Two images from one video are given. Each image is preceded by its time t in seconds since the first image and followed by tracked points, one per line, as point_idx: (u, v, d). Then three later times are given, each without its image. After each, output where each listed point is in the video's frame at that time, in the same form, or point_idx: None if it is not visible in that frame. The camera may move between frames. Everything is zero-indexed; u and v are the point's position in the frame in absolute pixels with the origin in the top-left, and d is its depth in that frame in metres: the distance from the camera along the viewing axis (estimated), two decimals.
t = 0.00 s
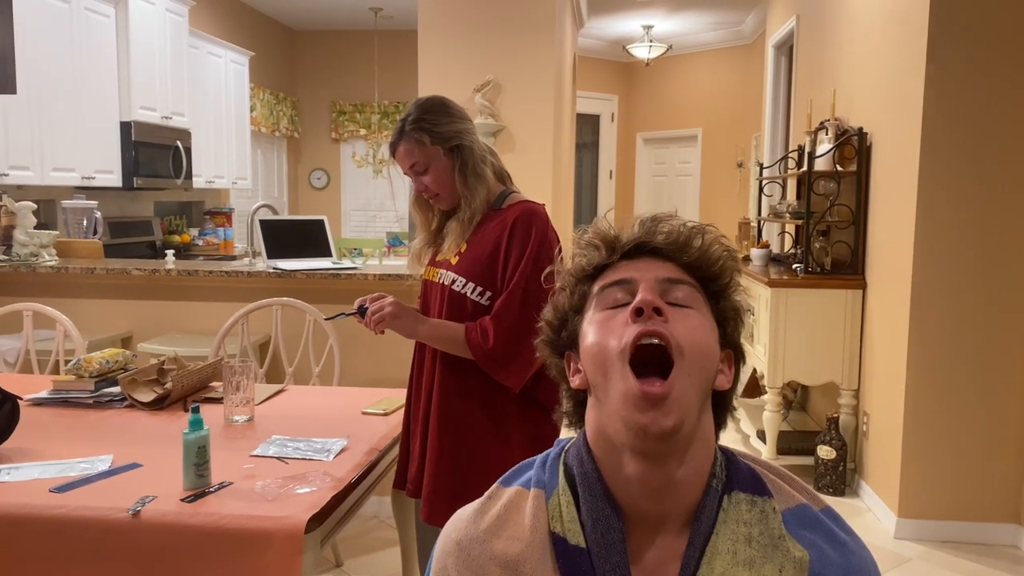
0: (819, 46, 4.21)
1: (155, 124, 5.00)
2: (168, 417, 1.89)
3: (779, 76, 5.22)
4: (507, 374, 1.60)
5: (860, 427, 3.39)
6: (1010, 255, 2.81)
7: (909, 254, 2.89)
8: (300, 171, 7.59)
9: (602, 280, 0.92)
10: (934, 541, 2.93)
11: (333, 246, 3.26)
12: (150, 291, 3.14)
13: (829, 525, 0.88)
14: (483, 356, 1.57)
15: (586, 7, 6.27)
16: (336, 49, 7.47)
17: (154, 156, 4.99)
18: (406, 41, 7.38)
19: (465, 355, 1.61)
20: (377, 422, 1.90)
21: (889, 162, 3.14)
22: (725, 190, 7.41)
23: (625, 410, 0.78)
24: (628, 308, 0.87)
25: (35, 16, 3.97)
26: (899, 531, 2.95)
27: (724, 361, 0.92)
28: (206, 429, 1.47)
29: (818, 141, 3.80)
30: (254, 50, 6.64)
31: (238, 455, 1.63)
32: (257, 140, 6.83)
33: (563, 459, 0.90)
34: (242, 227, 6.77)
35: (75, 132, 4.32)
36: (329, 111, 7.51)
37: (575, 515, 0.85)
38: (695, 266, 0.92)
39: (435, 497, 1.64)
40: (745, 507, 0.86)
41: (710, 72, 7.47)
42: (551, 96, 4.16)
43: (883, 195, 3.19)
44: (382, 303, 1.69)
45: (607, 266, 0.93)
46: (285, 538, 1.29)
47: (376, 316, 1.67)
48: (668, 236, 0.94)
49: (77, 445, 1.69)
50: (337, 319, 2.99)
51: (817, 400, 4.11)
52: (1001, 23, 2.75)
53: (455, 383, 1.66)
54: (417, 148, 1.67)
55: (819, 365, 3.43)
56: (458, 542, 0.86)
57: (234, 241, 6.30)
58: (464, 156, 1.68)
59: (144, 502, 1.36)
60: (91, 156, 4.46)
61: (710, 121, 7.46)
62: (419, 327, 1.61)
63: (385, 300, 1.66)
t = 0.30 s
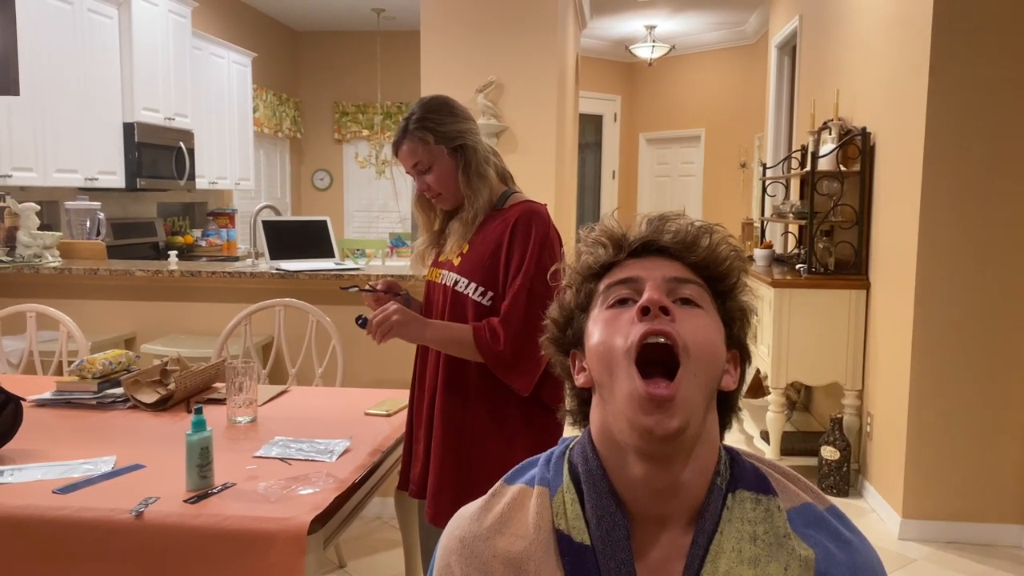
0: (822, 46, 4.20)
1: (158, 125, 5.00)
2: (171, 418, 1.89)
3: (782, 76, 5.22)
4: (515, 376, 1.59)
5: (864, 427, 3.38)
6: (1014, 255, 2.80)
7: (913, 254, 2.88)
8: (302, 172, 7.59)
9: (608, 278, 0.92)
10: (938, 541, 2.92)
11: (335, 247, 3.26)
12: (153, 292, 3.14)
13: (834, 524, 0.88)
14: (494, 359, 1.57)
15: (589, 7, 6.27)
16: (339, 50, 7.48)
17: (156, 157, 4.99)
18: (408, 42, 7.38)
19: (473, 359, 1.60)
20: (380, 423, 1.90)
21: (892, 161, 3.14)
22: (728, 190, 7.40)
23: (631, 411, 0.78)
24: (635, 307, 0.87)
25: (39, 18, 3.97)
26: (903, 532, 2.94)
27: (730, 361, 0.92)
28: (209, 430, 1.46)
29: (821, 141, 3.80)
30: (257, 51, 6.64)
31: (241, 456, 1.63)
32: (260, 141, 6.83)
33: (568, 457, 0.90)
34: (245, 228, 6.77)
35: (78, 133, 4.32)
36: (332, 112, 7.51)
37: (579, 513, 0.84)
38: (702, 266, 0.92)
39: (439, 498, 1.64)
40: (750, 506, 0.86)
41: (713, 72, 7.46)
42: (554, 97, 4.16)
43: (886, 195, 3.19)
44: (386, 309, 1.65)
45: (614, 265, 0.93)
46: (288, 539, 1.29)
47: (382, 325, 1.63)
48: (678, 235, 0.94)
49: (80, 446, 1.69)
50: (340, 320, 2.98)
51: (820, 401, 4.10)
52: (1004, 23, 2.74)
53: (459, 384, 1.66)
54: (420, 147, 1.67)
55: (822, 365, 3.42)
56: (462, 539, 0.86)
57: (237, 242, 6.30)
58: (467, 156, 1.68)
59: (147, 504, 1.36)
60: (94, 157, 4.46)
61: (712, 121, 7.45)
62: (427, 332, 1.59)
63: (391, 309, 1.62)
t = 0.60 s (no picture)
0: (824, 44, 4.19)
1: (159, 124, 5.00)
2: (173, 417, 1.89)
3: (784, 75, 5.21)
4: (518, 374, 1.59)
5: (866, 426, 3.38)
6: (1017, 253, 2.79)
7: (916, 252, 2.87)
8: (304, 172, 7.58)
9: (611, 276, 0.91)
10: (941, 540, 2.92)
11: (338, 246, 3.25)
12: (155, 291, 3.14)
13: (838, 524, 0.87)
14: (492, 354, 1.57)
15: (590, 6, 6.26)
16: (340, 50, 7.47)
17: (158, 156, 4.99)
18: (409, 41, 7.37)
19: (475, 355, 1.60)
20: (382, 422, 1.90)
21: (895, 160, 3.13)
22: (730, 189, 7.39)
23: (634, 410, 0.78)
24: (638, 304, 0.86)
25: (40, 18, 3.98)
26: (906, 530, 2.93)
27: (733, 359, 0.92)
28: (211, 429, 1.46)
29: (824, 139, 3.79)
30: (258, 50, 6.64)
31: (243, 455, 1.63)
32: (261, 140, 6.83)
33: (570, 457, 0.89)
34: (246, 228, 6.77)
35: (80, 133, 4.32)
36: (333, 111, 7.51)
37: (582, 513, 0.84)
38: (706, 263, 0.92)
39: (441, 496, 1.64)
40: (754, 506, 0.85)
41: (714, 71, 7.46)
42: (555, 95, 4.15)
43: (889, 193, 3.18)
44: (392, 294, 1.65)
45: (618, 262, 0.93)
46: (290, 537, 1.29)
47: (386, 310, 1.64)
48: (681, 231, 0.93)
49: (82, 445, 1.69)
50: (342, 319, 2.98)
51: (823, 399, 4.09)
52: (1007, 21, 2.73)
53: (462, 382, 1.66)
54: (424, 144, 1.66)
55: (825, 364, 3.41)
56: (464, 540, 0.86)
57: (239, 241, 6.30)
58: (471, 154, 1.68)
59: (149, 502, 1.36)
60: (95, 156, 4.46)
61: (714, 120, 7.44)
62: (430, 324, 1.59)
63: (395, 295, 1.62)
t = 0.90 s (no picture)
0: (826, 43, 4.18)
1: (160, 123, 5.00)
2: (175, 417, 1.89)
3: (785, 73, 5.20)
4: (520, 373, 1.59)
5: (868, 425, 3.38)
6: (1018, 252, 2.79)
7: (917, 250, 2.87)
8: (304, 171, 7.58)
9: (609, 278, 0.91)
10: (942, 539, 2.91)
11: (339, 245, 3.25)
12: (156, 290, 3.14)
13: (839, 525, 0.87)
14: (495, 354, 1.57)
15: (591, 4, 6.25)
16: (341, 48, 7.47)
17: (159, 156, 4.99)
18: (410, 39, 7.37)
19: (478, 355, 1.60)
20: (383, 421, 1.90)
21: (896, 158, 3.13)
22: (732, 187, 7.39)
23: (635, 415, 0.77)
24: (637, 307, 0.86)
25: (41, 17, 3.98)
26: (907, 529, 2.93)
27: (733, 360, 0.92)
28: (212, 429, 1.46)
29: (825, 138, 3.78)
30: (258, 49, 6.63)
31: (245, 454, 1.63)
32: (262, 139, 6.83)
33: (571, 461, 0.89)
34: (247, 227, 6.77)
35: (81, 132, 4.32)
36: (334, 110, 7.50)
37: (582, 517, 0.84)
38: (705, 263, 0.91)
39: (443, 496, 1.64)
40: (756, 509, 0.85)
41: (715, 69, 7.45)
42: (557, 94, 4.15)
43: (891, 192, 3.18)
44: (395, 297, 1.66)
45: (617, 264, 0.92)
46: (292, 537, 1.29)
47: (389, 313, 1.64)
48: (680, 231, 0.93)
49: (84, 445, 1.69)
50: (343, 318, 2.98)
51: (824, 398, 4.09)
52: (1009, 18, 2.73)
53: (464, 384, 1.66)
54: (428, 144, 1.66)
55: (827, 363, 3.41)
56: (465, 544, 0.86)
57: (240, 240, 6.30)
58: (475, 153, 1.67)
59: (150, 502, 1.36)
60: (97, 155, 4.47)
61: (715, 118, 7.44)
62: (433, 326, 1.60)
63: (399, 297, 1.63)
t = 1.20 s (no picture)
0: (826, 41, 4.17)
1: (160, 122, 5.00)
2: (174, 416, 1.89)
3: (785, 72, 5.20)
4: (520, 371, 1.59)
5: (868, 423, 3.37)
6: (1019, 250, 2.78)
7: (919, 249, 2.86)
8: (304, 169, 7.57)
9: (606, 278, 0.91)
10: (943, 537, 2.91)
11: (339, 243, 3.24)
12: (156, 288, 3.14)
13: (839, 526, 0.87)
14: (494, 353, 1.56)
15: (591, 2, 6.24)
16: (341, 46, 7.46)
17: (159, 154, 4.98)
18: (410, 37, 7.35)
19: (478, 355, 1.60)
20: (383, 420, 1.89)
21: (897, 157, 3.12)
22: (732, 186, 7.38)
23: (634, 419, 0.77)
24: (635, 308, 0.86)
25: (41, 16, 3.97)
26: (908, 527, 2.93)
27: (733, 359, 0.91)
28: (211, 427, 1.46)
29: (826, 136, 3.78)
30: (258, 47, 6.62)
31: (244, 453, 1.63)
32: (262, 137, 6.82)
33: (569, 462, 0.89)
34: (247, 225, 6.76)
35: (81, 130, 4.32)
36: (334, 108, 7.49)
37: (581, 519, 0.84)
38: (704, 263, 0.91)
39: (443, 495, 1.63)
40: (755, 510, 0.84)
41: (716, 67, 7.44)
42: (557, 92, 4.14)
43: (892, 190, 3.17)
44: (394, 299, 1.66)
45: (614, 264, 0.92)
46: (292, 536, 1.28)
47: (388, 314, 1.64)
48: (677, 230, 0.93)
49: (83, 444, 1.69)
50: (343, 317, 2.98)
51: (825, 397, 4.09)
52: (1010, 16, 2.72)
53: (464, 383, 1.65)
54: (429, 142, 1.66)
55: (827, 361, 3.41)
56: (463, 546, 0.85)
57: (240, 238, 6.29)
58: (475, 151, 1.67)
59: (149, 501, 1.36)
60: (96, 154, 4.46)
61: (716, 116, 7.43)
62: (432, 327, 1.60)
63: (399, 299, 1.63)
